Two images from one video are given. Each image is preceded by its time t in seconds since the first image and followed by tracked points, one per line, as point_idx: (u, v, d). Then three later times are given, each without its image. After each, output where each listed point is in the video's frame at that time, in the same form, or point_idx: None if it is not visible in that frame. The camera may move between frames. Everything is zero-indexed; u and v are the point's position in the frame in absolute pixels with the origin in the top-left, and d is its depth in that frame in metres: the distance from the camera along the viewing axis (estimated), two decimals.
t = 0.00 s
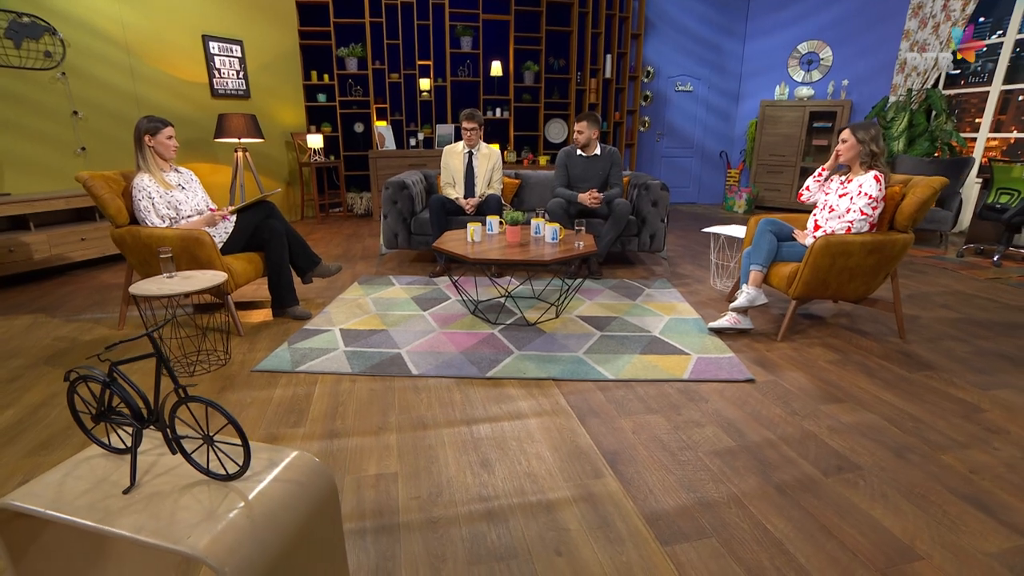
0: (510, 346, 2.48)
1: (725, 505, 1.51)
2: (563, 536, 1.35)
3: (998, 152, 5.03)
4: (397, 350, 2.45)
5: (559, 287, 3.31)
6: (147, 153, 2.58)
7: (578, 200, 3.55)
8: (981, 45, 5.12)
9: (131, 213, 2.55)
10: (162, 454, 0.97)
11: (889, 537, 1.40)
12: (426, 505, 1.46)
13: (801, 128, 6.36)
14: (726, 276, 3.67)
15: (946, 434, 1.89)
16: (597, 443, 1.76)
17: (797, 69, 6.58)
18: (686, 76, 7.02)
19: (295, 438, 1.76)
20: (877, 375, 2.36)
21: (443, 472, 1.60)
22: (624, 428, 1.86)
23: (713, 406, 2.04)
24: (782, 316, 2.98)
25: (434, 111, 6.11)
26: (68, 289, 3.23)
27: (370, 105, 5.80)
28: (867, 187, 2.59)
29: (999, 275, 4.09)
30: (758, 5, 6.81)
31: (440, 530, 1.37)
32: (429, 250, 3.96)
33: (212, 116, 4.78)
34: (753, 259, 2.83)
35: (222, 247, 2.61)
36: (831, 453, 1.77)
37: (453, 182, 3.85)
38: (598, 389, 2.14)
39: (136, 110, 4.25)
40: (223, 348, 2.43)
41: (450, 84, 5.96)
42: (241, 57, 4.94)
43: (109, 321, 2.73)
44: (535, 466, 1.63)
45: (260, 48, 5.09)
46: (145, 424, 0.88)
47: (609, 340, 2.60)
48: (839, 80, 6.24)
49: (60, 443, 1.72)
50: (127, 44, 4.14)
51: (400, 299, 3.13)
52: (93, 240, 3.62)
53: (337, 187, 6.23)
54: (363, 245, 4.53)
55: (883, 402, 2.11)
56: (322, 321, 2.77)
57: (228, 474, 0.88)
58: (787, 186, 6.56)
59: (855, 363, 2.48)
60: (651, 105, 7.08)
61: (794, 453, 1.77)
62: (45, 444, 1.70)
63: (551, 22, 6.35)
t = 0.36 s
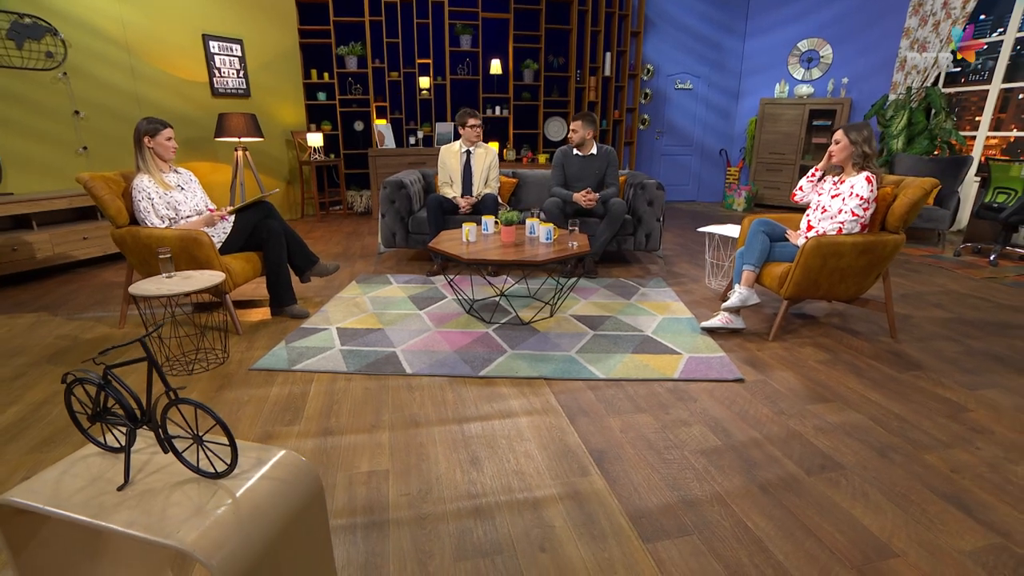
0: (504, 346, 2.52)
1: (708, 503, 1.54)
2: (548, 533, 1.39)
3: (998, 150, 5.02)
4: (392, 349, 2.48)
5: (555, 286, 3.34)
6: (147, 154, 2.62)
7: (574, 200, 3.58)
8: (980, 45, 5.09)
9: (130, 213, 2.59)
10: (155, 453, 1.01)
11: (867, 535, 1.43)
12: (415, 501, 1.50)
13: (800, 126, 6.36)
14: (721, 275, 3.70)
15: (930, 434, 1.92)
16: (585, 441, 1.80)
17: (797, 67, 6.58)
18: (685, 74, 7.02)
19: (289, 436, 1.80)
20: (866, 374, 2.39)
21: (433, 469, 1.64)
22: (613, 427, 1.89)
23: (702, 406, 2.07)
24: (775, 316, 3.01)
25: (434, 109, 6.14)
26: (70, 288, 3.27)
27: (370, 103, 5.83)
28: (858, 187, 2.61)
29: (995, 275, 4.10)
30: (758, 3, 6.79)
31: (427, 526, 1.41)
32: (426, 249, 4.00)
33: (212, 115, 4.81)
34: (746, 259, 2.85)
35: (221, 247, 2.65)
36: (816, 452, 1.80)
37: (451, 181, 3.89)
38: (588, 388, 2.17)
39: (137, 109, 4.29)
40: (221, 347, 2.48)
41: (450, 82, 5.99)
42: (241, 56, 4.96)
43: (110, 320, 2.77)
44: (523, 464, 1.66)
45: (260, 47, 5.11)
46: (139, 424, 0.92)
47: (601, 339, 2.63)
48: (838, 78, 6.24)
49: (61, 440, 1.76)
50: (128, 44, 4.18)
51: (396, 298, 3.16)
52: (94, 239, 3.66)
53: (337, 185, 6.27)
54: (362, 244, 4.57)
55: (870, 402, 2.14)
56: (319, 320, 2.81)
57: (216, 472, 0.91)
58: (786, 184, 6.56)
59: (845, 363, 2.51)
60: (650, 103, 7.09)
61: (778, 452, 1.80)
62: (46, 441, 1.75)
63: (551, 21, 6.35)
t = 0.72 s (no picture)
0: (498, 345, 2.55)
1: (691, 501, 1.58)
2: (533, 530, 1.43)
3: (997, 149, 5.02)
4: (388, 348, 2.52)
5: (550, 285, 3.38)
6: (146, 156, 2.66)
7: (570, 200, 3.61)
8: (981, 45, 5.05)
9: (131, 214, 2.64)
10: (150, 452, 1.05)
11: (846, 533, 1.47)
12: (405, 498, 1.54)
13: (800, 124, 6.36)
14: (716, 275, 3.72)
15: (915, 434, 1.95)
16: (574, 440, 1.84)
17: (797, 65, 6.57)
18: (685, 72, 7.02)
19: (285, 435, 1.85)
20: (855, 375, 2.42)
21: (423, 467, 1.68)
22: (602, 427, 1.93)
23: (690, 405, 2.11)
24: (767, 316, 3.03)
25: (434, 108, 6.16)
26: (72, 287, 3.32)
27: (370, 102, 5.86)
28: (850, 189, 2.63)
29: (991, 274, 4.11)
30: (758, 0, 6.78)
31: (416, 523, 1.45)
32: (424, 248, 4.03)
33: (213, 114, 4.85)
34: (738, 260, 2.88)
35: (220, 247, 2.69)
36: (800, 452, 1.84)
37: (448, 181, 3.92)
38: (579, 388, 2.21)
39: (138, 109, 4.33)
40: (220, 346, 2.52)
41: (449, 81, 6.01)
42: (241, 55, 4.99)
43: (111, 319, 2.82)
44: (512, 463, 1.70)
45: (260, 46, 5.14)
46: (135, 425, 0.96)
47: (594, 339, 2.66)
48: (838, 76, 6.23)
49: (63, 437, 1.81)
50: (129, 44, 4.21)
51: (393, 297, 3.20)
52: (97, 238, 3.72)
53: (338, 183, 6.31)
54: (361, 243, 4.60)
55: (857, 403, 2.17)
56: (317, 319, 2.86)
57: (208, 471, 0.96)
58: (786, 183, 6.57)
59: (835, 363, 2.53)
60: (650, 101, 7.09)
61: (763, 451, 1.83)
62: (49, 438, 1.80)
63: (551, 19, 6.36)
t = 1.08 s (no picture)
0: (492, 344, 2.59)
1: (675, 499, 1.61)
2: (519, 526, 1.47)
3: (997, 147, 5.01)
4: (384, 347, 2.56)
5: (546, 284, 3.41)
6: (147, 157, 2.70)
7: (566, 199, 3.64)
8: (981, 45, 5.03)
9: (132, 214, 2.68)
10: (146, 451, 1.10)
11: (825, 531, 1.51)
12: (396, 495, 1.58)
13: (799, 122, 6.36)
14: (711, 274, 3.75)
15: (900, 434, 1.98)
16: (563, 438, 1.88)
17: (798, 62, 6.57)
18: (685, 69, 7.02)
19: (281, 432, 1.89)
20: (845, 375, 2.45)
21: (415, 464, 1.72)
22: (591, 426, 1.96)
23: (679, 405, 2.14)
24: (760, 315, 3.06)
25: (434, 106, 6.19)
26: (75, 285, 3.37)
27: (370, 100, 5.89)
28: (842, 190, 2.65)
29: (988, 274, 4.12)
30: None
31: (406, 519, 1.49)
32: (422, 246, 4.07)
33: (214, 113, 4.89)
34: (731, 260, 2.90)
35: (219, 247, 2.73)
36: (785, 451, 1.87)
37: (446, 180, 3.95)
38: (571, 387, 2.24)
39: (140, 108, 4.37)
40: (219, 345, 2.57)
41: (449, 79, 6.03)
42: (242, 54, 5.02)
43: (113, 317, 2.87)
44: (501, 461, 1.75)
45: (260, 45, 5.17)
46: (132, 426, 1.01)
47: (587, 338, 2.70)
48: (838, 74, 6.22)
49: (66, 434, 1.86)
50: (130, 43, 4.25)
51: (391, 296, 3.24)
52: (99, 237, 3.77)
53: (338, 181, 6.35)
54: (360, 241, 4.64)
55: (845, 403, 2.20)
56: (315, 318, 2.90)
57: (200, 469, 1.00)
58: (785, 181, 6.57)
59: (825, 363, 2.57)
60: (649, 99, 7.10)
61: (749, 450, 1.87)
62: (52, 436, 1.85)
63: (550, 17, 6.37)
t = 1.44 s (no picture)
0: (487, 343, 2.63)
1: (661, 497, 1.65)
2: (507, 523, 1.52)
3: (997, 145, 5.01)
4: (380, 346, 2.61)
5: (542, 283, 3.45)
6: (147, 157, 2.74)
7: (562, 198, 3.68)
8: (981, 45, 5.05)
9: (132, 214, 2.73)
10: (144, 449, 1.14)
11: (806, 529, 1.54)
12: (388, 491, 1.63)
13: (799, 120, 6.36)
14: (707, 272, 3.77)
15: (885, 433, 2.01)
16: (553, 437, 1.92)
17: (798, 59, 6.56)
18: (685, 67, 7.02)
19: (278, 430, 1.94)
20: (834, 374, 2.48)
21: (408, 462, 1.76)
22: (581, 424, 2.00)
23: (669, 404, 2.18)
24: (754, 315, 3.09)
25: (433, 103, 6.21)
26: (78, 283, 3.42)
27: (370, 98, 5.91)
28: (835, 192, 2.67)
29: (984, 273, 4.13)
30: None
31: (398, 515, 1.54)
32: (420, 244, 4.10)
33: (214, 111, 4.93)
34: (724, 260, 2.93)
35: (219, 247, 2.77)
36: (772, 450, 1.91)
37: (445, 179, 3.98)
38: (563, 386, 2.28)
39: (141, 107, 4.41)
40: (218, 343, 2.62)
41: (448, 76, 6.05)
42: (242, 52, 5.06)
43: (115, 316, 2.92)
44: (492, 458, 1.79)
45: (260, 43, 5.20)
46: (131, 426, 1.05)
47: (581, 337, 2.73)
48: (839, 71, 6.21)
49: (69, 431, 1.91)
50: (131, 42, 4.28)
51: (388, 294, 3.28)
52: (102, 235, 3.82)
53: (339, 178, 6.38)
54: (359, 238, 4.68)
55: (833, 402, 2.23)
56: (313, 316, 2.94)
57: (195, 467, 1.04)
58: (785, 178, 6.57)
59: (816, 362, 2.60)
60: (649, 97, 7.11)
61: (735, 449, 1.91)
62: (55, 433, 1.89)
63: (550, 15, 6.37)
